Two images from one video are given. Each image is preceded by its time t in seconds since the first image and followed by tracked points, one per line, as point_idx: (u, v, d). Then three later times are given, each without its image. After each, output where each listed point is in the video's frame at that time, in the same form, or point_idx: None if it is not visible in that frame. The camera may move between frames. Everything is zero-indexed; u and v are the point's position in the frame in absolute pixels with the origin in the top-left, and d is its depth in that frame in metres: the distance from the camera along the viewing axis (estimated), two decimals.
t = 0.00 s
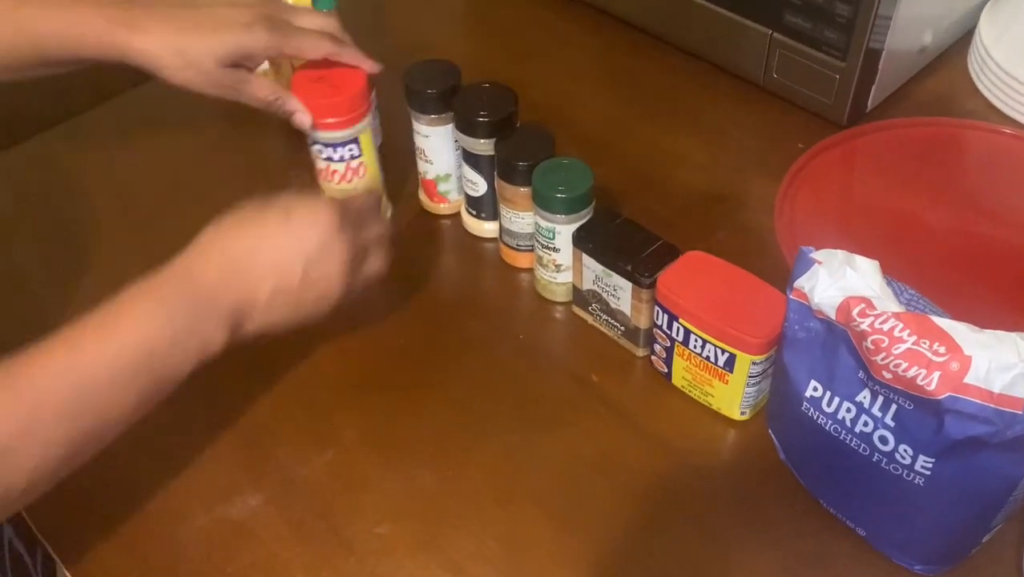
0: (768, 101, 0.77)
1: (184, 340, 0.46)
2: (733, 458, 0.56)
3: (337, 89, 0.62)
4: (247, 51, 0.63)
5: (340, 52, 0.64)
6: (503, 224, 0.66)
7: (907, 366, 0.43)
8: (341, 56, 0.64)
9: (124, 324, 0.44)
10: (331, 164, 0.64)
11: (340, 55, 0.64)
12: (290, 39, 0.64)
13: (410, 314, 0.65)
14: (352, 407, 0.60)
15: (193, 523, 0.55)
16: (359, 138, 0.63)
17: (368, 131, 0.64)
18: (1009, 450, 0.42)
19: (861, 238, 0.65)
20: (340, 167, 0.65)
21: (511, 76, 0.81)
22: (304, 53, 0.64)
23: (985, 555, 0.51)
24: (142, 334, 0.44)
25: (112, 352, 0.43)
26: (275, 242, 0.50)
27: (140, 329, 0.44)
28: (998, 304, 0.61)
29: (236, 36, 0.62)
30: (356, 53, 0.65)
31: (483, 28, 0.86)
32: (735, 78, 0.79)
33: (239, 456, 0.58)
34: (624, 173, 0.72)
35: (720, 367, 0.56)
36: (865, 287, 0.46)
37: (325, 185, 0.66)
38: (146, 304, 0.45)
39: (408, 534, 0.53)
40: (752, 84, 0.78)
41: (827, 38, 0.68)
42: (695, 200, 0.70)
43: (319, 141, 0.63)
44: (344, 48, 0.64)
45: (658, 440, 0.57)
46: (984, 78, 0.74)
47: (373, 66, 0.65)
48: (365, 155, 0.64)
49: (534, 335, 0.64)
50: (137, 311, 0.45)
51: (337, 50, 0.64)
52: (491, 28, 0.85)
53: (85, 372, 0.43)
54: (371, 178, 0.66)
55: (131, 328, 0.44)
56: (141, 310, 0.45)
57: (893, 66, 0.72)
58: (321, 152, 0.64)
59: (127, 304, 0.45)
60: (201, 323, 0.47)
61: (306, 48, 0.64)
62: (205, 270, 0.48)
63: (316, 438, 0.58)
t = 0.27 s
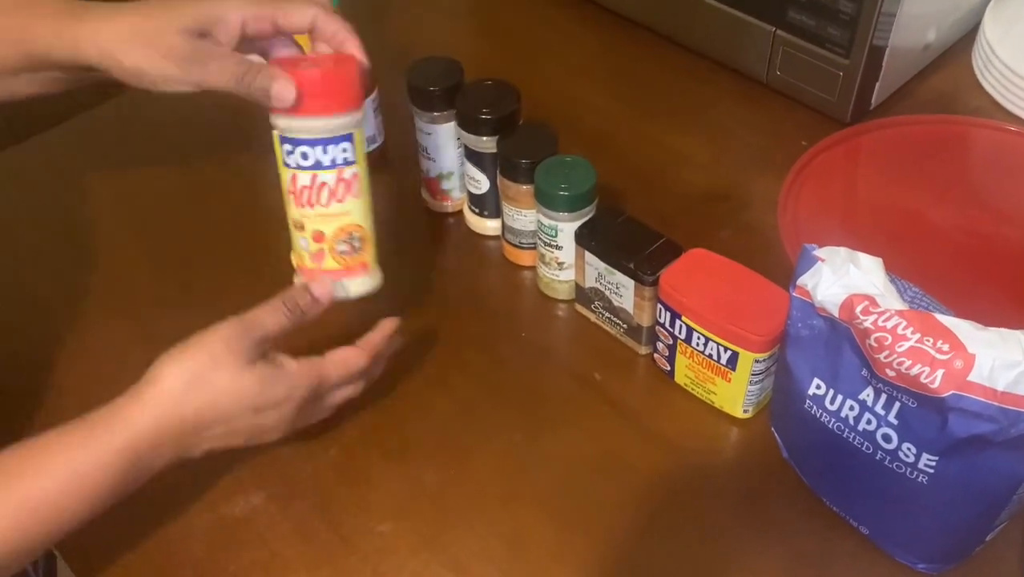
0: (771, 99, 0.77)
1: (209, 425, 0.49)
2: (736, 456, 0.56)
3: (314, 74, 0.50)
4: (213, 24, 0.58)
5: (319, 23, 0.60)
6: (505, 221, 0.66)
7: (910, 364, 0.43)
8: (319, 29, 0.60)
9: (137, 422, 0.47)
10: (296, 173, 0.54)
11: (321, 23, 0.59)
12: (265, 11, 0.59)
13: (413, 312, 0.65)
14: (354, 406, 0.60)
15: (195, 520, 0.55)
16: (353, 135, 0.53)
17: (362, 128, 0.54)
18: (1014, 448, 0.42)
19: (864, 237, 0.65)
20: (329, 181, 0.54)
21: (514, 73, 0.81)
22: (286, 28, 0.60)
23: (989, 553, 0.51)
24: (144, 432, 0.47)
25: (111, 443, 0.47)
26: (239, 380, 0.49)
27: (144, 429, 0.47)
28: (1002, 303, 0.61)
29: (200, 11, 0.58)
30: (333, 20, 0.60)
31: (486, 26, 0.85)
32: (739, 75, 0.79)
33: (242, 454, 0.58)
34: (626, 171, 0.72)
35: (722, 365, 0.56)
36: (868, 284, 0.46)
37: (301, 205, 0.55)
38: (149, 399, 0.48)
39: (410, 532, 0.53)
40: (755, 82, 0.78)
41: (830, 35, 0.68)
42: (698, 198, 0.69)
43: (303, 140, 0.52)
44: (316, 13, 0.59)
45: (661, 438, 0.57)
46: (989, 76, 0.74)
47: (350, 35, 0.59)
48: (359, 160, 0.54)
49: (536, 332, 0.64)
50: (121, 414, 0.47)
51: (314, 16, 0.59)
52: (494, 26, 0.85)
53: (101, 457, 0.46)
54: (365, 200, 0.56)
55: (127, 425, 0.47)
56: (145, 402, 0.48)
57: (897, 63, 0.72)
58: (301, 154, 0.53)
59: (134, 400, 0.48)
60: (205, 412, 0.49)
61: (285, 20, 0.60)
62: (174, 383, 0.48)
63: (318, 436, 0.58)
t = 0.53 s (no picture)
0: (774, 96, 0.77)
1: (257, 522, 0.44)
2: (738, 454, 0.56)
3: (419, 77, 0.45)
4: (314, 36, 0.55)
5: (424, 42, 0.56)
6: (508, 219, 0.66)
7: (914, 362, 0.43)
8: (436, 41, 0.55)
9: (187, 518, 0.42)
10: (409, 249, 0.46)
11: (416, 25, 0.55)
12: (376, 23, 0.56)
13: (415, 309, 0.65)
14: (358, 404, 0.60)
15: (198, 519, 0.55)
16: (477, 160, 0.46)
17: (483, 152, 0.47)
18: (1018, 446, 0.42)
19: (867, 235, 0.65)
20: (461, 222, 0.46)
21: (516, 70, 0.81)
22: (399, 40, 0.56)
23: (992, 550, 0.51)
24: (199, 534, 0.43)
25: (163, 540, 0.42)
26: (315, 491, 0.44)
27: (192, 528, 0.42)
28: (1005, 302, 0.61)
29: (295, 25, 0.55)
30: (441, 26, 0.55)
31: (488, 23, 0.85)
32: (741, 72, 0.79)
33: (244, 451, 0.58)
34: (629, 168, 0.71)
35: (725, 362, 0.55)
36: (872, 281, 0.46)
37: (419, 266, 0.46)
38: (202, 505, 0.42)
39: (412, 531, 0.53)
40: (757, 78, 0.78)
41: (833, 32, 0.68)
42: (701, 195, 0.69)
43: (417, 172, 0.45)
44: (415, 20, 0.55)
45: (664, 436, 0.57)
46: (992, 73, 0.74)
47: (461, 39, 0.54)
48: (489, 199, 0.47)
49: (538, 330, 0.64)
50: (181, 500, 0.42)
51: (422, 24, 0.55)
52: (495, 23, 0.85)
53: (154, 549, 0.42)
54: (500, 259, 0.48)
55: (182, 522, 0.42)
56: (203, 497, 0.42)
57: (900, 60, 0.71)
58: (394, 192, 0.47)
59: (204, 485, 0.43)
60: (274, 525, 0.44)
61: (399, 31, 0.55)
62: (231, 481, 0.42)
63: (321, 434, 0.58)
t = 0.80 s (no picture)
0: (774, 93, 0.76)
1: None
2: (738, 453, 0.56)
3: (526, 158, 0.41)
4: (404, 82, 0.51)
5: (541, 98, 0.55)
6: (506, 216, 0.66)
7: (914, 361, 0.43)
8: (543, 92, 0.55)
9: None
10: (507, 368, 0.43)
11: (524, 77, 0.55)
12: (479, 73, 0.54)
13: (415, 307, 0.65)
14: (357, 403, 0.59)
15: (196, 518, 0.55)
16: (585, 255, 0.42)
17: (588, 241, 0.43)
18: (1018, 446, 0.42)
19: (867, 234, 0.65)
20: (573, 333, 0.42)
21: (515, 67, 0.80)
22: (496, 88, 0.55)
23: (992, 549, 0.51)
24: None
25: None
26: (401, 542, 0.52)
27: None
28: (1005, 301, 0.61)
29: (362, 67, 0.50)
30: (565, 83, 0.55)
31: (488, 20, 0.85)
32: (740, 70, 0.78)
33: (244, 450, 0.57)
34: (629, 166, 0.71)
35: (724, 361, 0.55)
36: (872, 281, 0.46)
37: (522, 394, 0.43)
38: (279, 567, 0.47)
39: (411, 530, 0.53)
40: (757, 76, 0.78)
41: (833, 30, 0.68)
42: (701, 193, 0.69)
43: (520, 274, 0.41)
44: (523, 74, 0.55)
45: (664, 434, 0.57)
46: (991, 71, 0.74)
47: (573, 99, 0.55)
48: (599, 300, 0.43)
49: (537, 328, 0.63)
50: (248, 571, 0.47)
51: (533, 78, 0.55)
52: (494, 20, 0.85)
53: None
54: (613, 373, 0.44)
55: None
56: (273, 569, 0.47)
57: (900, 57, 0.71)
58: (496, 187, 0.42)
59: None
60: None
61: (501, 79, 0.55)
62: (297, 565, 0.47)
63: (320, 433, 0.58)
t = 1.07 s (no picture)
0: (771, 90, 0.76)
1: None
2: (734, 451, 0.56)
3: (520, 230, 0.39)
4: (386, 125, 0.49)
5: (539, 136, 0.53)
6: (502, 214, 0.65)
7: (910, 359, 0.42)
8: (539, 132, 0.53)
9: None
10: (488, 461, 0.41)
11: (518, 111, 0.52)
12: (465, 115, 0.52)
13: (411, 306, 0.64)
14: (351, 402, 0.59)
15: (191, 518, 0.54)
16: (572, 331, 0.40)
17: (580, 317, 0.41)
18: (1014, 444, 0.42)
19: (863, 232, 0.65)
20: (556, 417, 0.41)
21: (511, 64, 0.80)
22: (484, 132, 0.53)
23: (988, 548, 0.51)
24: None
25: None
26: None
27: None
28: (1001, 299, 0.60)
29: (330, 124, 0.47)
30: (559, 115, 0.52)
31: (484, 16, 0.85)
32: (736, 66, 0.78)
33: (237, 450, 0.57)
34: (625, 164, 0.71)
35: (720, 359, 0.55)
36: (869, 278, 0.45)
37: (500, 479, 0.41)
38: None
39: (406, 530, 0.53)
40: (753, 73, 0.77)
41: (830, 26, 0.68)
42: (697, 191, 0.69)
43: (499, 354, 0.40)
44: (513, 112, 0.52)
45: (660, 433, 0.57)
46: (988, 68, 0.74)
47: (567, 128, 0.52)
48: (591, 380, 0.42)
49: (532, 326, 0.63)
50: None
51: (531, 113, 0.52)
52: (489, 17, 0.85)
53: None
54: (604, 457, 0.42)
55: None
56: None
57: (897, 54, 0.71)
58: (485, 388, 0.40)
59: None
60: None
61: (491, 121, 0.53)
62: None
63: (314, 432, 0.58)
